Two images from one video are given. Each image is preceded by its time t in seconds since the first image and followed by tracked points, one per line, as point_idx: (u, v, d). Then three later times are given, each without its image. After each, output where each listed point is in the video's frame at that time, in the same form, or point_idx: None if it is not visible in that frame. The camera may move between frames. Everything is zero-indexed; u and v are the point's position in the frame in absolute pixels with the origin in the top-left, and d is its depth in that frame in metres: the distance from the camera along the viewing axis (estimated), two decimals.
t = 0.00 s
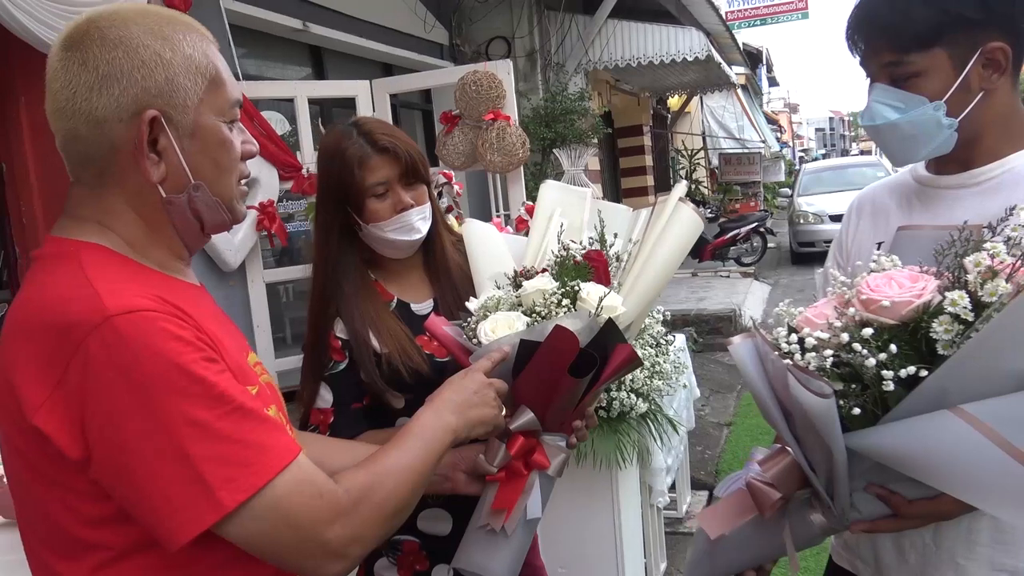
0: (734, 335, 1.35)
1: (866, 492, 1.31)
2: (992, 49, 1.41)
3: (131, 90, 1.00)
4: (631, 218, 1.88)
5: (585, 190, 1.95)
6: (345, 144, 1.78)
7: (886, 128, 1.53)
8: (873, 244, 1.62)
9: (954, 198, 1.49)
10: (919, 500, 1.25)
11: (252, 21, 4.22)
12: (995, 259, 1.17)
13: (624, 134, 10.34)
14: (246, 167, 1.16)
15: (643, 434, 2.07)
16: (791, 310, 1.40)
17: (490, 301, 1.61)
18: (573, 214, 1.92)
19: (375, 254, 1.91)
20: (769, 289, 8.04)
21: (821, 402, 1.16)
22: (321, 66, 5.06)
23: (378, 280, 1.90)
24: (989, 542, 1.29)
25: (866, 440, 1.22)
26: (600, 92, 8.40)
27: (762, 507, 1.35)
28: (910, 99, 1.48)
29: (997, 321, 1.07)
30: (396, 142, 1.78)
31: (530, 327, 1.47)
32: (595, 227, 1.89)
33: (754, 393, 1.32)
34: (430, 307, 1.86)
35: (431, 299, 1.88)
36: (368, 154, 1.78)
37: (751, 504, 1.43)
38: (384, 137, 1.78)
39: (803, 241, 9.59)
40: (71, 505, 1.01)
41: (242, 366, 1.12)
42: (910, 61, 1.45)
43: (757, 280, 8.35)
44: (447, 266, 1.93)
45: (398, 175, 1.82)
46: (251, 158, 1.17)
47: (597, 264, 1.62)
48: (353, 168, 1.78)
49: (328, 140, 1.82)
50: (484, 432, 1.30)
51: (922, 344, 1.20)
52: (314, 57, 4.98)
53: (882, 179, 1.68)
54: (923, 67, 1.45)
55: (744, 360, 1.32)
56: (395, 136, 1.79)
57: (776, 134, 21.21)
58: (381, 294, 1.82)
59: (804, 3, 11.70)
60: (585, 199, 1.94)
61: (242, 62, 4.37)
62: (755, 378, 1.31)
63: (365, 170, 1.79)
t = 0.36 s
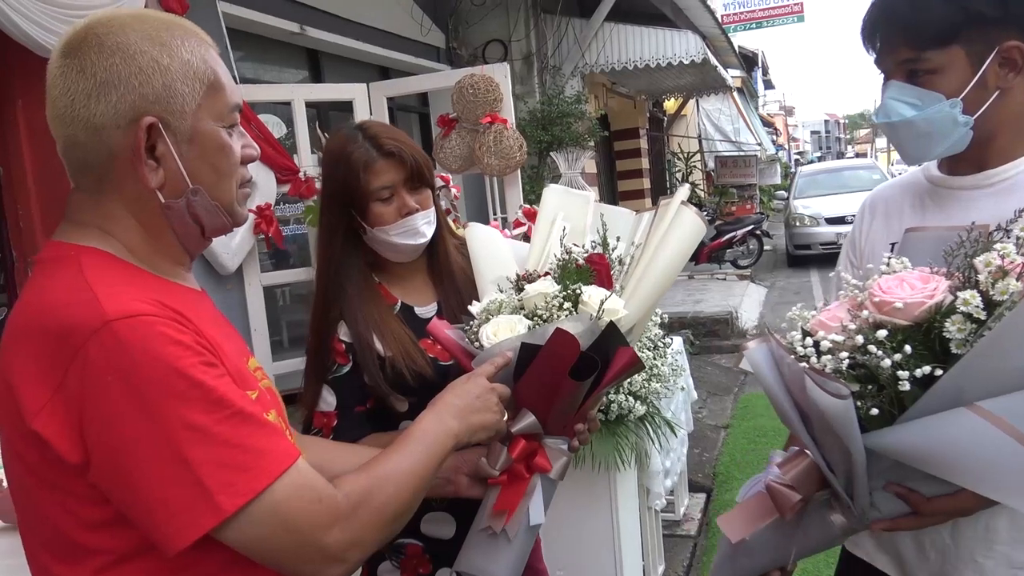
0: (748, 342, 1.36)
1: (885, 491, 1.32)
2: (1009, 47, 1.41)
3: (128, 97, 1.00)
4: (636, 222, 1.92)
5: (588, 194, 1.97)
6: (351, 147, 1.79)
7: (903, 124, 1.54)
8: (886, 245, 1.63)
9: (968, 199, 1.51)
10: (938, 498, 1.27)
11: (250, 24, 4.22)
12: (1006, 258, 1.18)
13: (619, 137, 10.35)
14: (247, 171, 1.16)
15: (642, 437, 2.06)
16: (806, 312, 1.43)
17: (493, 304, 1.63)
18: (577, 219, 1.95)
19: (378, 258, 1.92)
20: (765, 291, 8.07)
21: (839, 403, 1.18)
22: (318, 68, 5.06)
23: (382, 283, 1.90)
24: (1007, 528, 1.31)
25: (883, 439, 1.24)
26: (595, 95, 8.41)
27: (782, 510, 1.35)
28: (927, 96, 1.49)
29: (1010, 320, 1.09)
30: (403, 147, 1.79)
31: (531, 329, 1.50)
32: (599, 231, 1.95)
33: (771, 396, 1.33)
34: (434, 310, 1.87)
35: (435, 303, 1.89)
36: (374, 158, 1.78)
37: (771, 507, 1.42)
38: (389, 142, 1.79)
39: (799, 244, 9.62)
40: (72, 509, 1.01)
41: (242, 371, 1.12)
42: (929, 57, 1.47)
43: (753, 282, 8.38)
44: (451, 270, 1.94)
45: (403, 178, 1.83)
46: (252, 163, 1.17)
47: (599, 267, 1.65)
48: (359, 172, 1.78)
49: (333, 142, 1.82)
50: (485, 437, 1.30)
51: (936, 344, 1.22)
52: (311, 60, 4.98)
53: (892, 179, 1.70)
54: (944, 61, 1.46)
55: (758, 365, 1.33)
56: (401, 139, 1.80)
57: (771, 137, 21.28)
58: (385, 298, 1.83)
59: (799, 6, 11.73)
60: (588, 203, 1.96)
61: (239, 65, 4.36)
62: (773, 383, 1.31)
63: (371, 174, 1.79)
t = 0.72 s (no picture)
0: (760, 341, 1.41)
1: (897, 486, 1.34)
2: (1016, 47, 1.43)
3: (127, 100, 1.00)
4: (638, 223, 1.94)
5: (590, 195, 1.96)
6: (354, 149, 1.79)
7: (911, 114, 1.53)
8: (886, 240, 1.63)
9: (965, 194, 1.53)
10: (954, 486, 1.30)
11: (251, 26, 4.24)
12: (1014, 250, 1.21)
13: (619, 138, 10.36)
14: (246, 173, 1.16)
15: (643, 437, 2.07)
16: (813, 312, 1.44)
17: (495, 304, 1.63)
18: (579, 220, 1.95)
19: (380, 261, 1.92)
20: (765, 293, 8.08)
21: (860, 399, 1.19)
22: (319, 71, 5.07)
23: (385, 285, 1.92)
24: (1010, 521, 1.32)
25: (900, 432, 1.27)
26: (596, 96, 8.43)
27: (799, 506, 1.33)
28: (935, 87, 1.50)
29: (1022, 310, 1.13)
30: (406, 148, 1.80)
31: (533, 329, 1.51)
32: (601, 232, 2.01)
33: (784, 394, 1.35)
34: (436, 312, 1.88)
35: (437, 305, 1.89)
36: (377, 160, 1.79)
37: (787, 504, 1.40)
38: (393, 144, 1.80)
39: (799, 244, 9.61)
40: (71, 513, 1.01)
41: (241, 374, 1.13)
42: (940, 50, 1.47)
43: (754, 283, 8.38)
44: (453, 272, 1.95)
45: (406, 180, 1.83)
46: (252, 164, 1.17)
47: (600, 268, 1.65)
48: (363, 174, 1.79)
49: (336, 144, 1.83)
50: (487, 437, 1.30)
51: (948, 337, 1.25)
52: (312, 62, 4.99)
53: (892, 176, 1.71)
54: (955, 55, 1.47)
55: (772, 365, 1.36)
56: (404, 141, 1.81)
57: (771, 138, 21.29)
58: (388, 301, 1.83)
59: (799, 7, 11.72)
60: (590, 204, 1.96)
61: (240, 67, 4.37)
62: (786, 379, 1.34)
63: (375, 176, 1.80)
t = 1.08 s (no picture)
0: (766, 344, 1.39)
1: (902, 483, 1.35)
2: (1005, 47, 1.47)
3: (116, 108, 1.02)
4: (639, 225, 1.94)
5: (592, 198, 1.97)
6: (354, 153, 1.81)
7: (923, 115, 1.48)
8: (874, 236, 1.65)
9: (950, 189, 1.54)
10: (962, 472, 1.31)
11: (254, 31, 4.26)
12: (1005, 245, 1.23)
13: (622, 139, 10.36)
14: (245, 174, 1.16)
15: (646, 438, 2.07)
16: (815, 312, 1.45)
17: (499, 306, 1.64)
18: (580, 222, 1.96)
19: (382, 265, 1.94)
20: (769, 293, 8.08)
21: (875, 398, 1.19)
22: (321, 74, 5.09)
23: (387, 288, 1.93)
24: (997, 497, 1.39)
25: (908, 424, 1.28)
26: (598, 98, 8.44)
27: (813, 500, 1.35)
28: (944, 85, 1.48)
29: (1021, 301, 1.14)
30: (404, 152, 1.81)
31: (537, 332, 1.52)
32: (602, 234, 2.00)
33: (792, 393, 1.36)
34: (437, 315, 1.89)
35: (438, 308, 1.90)
36: (377, 164, 1.79)
37: (800, 499, 1.43)
38: (392, 147, 1.81)
39: (803, 244, 9.60)
40: (73, 513, 1.02)
41: (245, 374, 1.14)
42: (948, 50, 1.47)
43: (757, 284, 8.39)
44: (454, 274, 1.95)
45: (406, 184, 1.84)
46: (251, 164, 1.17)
47: (603, 271, 1.66)
48: (363, 178, 1.80)
49: (336, 149, 1.84)
50: (488, 436, 1.31)
51: (946, 330, 1.27)
52: (314, 66, 5.01)
53: (880, 176, 1.73)
54: (958, 56, 1.48)
55: (781, 370, 1.35)
56: (403, 145, 1.82)
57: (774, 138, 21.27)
58: (389, 304, 1.84)
59: (802, 7, 11.69)
60: (591, 207, 1.97)
61: (243, 72, 4.39)
62: (795, 382, 1.34)
63: (374, 180, 1.81)
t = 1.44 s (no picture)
0: (788, 350, 1.41)
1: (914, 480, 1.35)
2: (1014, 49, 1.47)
3: (113, 112, 1.02)
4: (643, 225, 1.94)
5: (596, 199, 1.98)
6: (355, 154, 1.82)
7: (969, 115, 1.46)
8: (881, 236, 1.64)
9: (958, 188, 1.54)
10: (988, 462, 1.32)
11: (257, 35, 4.27)
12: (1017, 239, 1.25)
13: (625, 140, 10.36)
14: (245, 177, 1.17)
15: (651, 437, 2.07)
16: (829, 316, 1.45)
17: (506, 306, 1.64)
18: (584, 223, 1.96)
19: (385, 266, 1.94)
20: (774, 292, 8.08)
21: (908, 395, 1.20)
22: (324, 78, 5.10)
23: (390, 290, 1.93)
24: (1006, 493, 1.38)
25: (937, 419, 1.29)
26: (601, 98, 8.44)
27: (844, 503, 1.35)
28: (981, 83, 1.47)
29: None
30: (405, 152, 1.81)
31: (545, 330, 1.52)
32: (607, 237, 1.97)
33: (816, 395, 1.38)
34: (440, 316, 1.89)
35: (441, 308, 1.91)
36: (378, 164, 1.80)
37: (827, 501, 1.42)
38: (392, 148, 1.81)
39: (808, 243, 9.58)
40: (76, 517, 1.02)
41: (247, 375, 1.14)
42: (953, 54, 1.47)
43: (762, 283, 8.38)
44: (458, 274, 1.96)
45: (407, 184, 1.85)
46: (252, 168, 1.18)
47: (609, 272, 1.67)
48: (364, 179, 1.80)
49: (337, 151, 1.85)
50: (492, 430, 1.31)
51: (966, 326, 1.30)
52: (317, 69, 5.02)
53: (880, 175, 1.73)
54: (969, 59, 1.48)
55: (801, 372, 1.38)
56: (404, 146, 1.83)
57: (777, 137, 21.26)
58: (393, 306, 1.85)
59: (804, 6, 11.67)
60: (595, 209, 1.98)
61: (246, 76, 4.40)
62: (819, 386, 1.36)
63: (375, 181, 1.81)
